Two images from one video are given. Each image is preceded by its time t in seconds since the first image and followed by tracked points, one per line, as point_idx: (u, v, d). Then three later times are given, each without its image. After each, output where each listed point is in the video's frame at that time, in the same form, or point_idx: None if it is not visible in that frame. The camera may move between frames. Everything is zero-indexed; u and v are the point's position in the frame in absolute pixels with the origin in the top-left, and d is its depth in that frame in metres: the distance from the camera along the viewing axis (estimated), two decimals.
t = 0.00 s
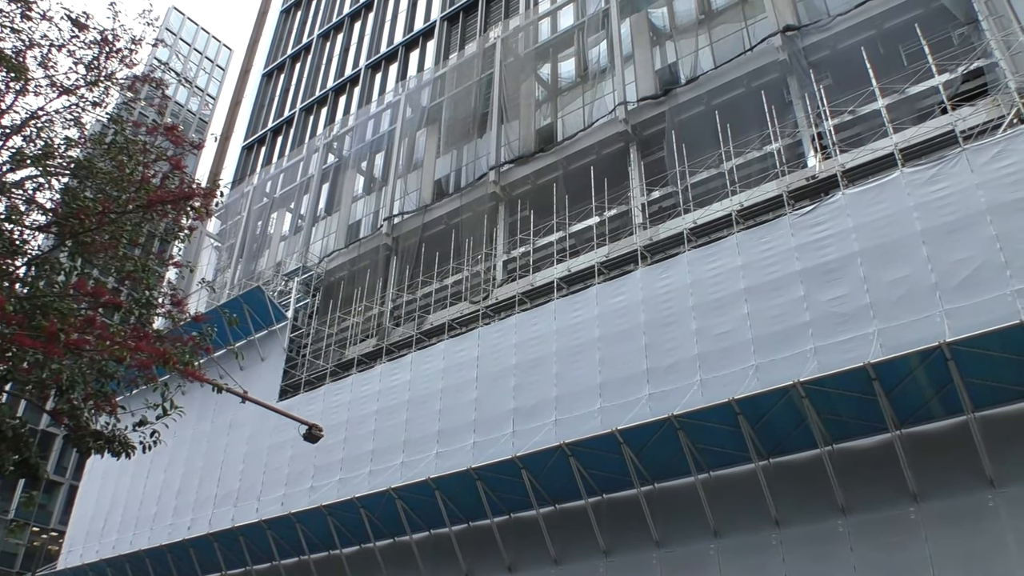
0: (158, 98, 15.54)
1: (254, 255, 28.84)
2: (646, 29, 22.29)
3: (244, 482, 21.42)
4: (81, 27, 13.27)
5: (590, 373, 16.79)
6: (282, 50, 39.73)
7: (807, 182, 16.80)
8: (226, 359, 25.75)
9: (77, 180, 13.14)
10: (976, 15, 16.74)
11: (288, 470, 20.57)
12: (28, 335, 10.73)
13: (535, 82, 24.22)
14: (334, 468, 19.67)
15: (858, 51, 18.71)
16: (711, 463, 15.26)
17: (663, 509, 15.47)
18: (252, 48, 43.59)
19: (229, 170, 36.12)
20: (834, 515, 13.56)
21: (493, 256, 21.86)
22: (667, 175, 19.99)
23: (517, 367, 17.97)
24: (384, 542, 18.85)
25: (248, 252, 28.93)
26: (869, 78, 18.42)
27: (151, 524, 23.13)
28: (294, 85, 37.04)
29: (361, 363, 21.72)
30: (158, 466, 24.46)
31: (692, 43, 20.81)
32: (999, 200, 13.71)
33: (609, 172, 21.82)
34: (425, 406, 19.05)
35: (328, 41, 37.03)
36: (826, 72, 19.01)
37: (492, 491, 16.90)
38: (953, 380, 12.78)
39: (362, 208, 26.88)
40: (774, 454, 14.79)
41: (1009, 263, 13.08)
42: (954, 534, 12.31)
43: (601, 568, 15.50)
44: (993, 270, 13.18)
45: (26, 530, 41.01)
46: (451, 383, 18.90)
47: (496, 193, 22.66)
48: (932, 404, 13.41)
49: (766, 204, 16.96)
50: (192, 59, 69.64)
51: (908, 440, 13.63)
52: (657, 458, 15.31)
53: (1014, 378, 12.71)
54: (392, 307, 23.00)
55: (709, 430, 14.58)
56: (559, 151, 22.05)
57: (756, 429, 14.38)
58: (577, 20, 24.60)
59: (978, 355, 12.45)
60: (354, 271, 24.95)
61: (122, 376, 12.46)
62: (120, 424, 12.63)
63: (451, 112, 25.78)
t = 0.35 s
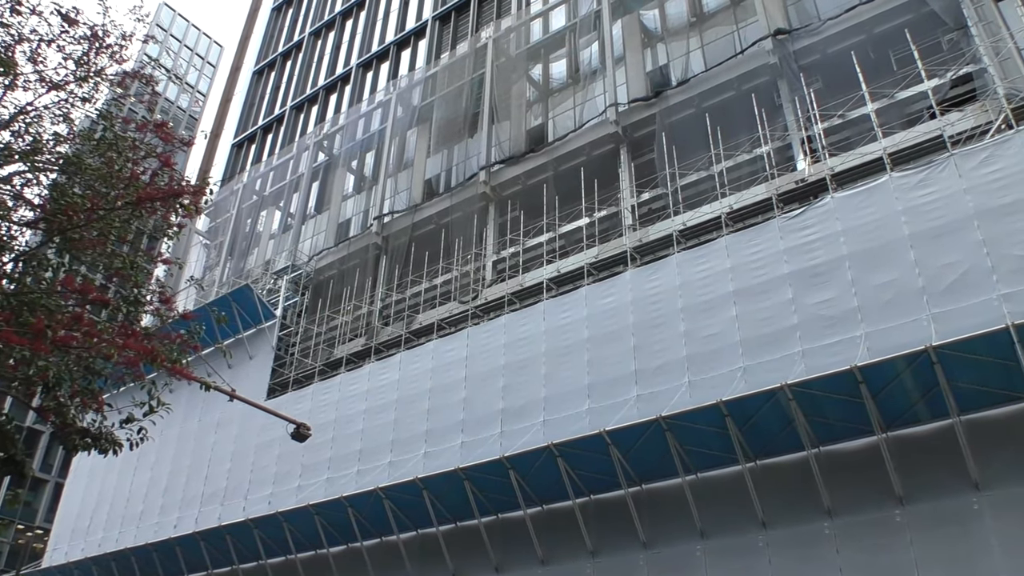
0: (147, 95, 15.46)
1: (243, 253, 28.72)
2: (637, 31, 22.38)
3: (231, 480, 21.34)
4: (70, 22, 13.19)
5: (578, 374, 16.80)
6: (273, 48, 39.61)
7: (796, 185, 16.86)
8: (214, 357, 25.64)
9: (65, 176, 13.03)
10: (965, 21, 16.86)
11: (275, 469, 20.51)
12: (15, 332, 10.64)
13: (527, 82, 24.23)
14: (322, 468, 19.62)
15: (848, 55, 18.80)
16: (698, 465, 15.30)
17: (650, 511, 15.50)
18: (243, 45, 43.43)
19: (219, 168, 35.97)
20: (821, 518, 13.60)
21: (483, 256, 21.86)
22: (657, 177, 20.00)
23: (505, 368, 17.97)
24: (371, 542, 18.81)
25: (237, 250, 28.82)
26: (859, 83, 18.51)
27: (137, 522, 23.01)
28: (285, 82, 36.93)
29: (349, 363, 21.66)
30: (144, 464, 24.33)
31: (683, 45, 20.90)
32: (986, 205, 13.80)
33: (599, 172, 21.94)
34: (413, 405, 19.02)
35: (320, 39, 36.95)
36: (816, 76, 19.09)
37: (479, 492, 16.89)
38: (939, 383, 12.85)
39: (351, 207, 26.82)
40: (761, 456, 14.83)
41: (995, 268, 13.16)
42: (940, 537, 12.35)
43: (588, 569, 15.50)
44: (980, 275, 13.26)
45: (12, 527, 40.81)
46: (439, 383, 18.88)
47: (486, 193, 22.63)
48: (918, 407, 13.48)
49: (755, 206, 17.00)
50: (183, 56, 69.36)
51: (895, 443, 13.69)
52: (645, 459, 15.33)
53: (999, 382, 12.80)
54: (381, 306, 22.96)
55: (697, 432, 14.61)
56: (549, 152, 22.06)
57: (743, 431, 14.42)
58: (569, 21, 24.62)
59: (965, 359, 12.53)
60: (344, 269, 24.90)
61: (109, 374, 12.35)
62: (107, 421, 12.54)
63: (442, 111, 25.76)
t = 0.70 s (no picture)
0: (138, 94, 15.41)
1: (232, 253, 28.63)
2: (629, 36, 22.48)
3: (218, 482, 21.24)
4: (62, 20, 13.14)
5: (568, 377, 16.80)
6: (265, 48, 39.56)
7: (786, 191, 16.91)
8: (202, 358, 25.54)
9: (54, 175, 12.89)
10: (954, 29, 16.99)
11: (263, 470, 20.43)
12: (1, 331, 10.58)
13: (518, 86, 24.29)
14: (310, 469, 19.55)
15: (838, 62, 18.91)
16: (686, 469, 15.32)
17: (638, 514, 15.50)
18: (234, 45, 43.34)
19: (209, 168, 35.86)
20: (808, 522, 13.61)
21: (473, 259, 21.86)
22: (648, 182, 20.05)
23: (495, 370, 17.95)
24: (358, 544, 18.75)
25: (226, 250, 28.72)
26: (849, 90, 18.62)
27: (123, 523, 22.89)
28: (276, 83, 36.88)
29: (338, 365, 21.60)
30: (130, 465, 24.21)
31: (674, 50, 20.97)
32: (974, 212, 13.87)
33: (590, 175, 21.94)
34: (402, 407, 18.98)
35: (312, 40, 36.93)
36: (807, 83, 19.17)
37: (467, 494, 16.87)
38: (927, 389, 12.92)
39: (342, 208, 26.78)
40: (749, 460, 14.86)
41: (983, 274, 13.24)
42: (926, 541, 12.37)
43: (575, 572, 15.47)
44: (968, 281, 13.34)
45: None
46: (428, 386, 18.85)
47: (476, 195, 22.62)
48: (906, 413, 13.54)
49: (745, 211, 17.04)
50: (174, 55, 69.17)
51: (882, 448, 13.75)
52: (633, 463, 15.34)
53: (986, 387, 12.88)
54: (371, 308, 22.93)
55: (686, 436, 14.63)
56: (540, 155, 22.09)
57: (731, 436, 14.44)
58: (561, 25, 24.69)
59: (952, 365, 12.61)
60: (334, 271, 24.86)
61: (97, 373, 12.24)
62: (93, 421, 12.47)
63: (434, 114, 25.77)
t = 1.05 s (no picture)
0: (128, 97, 15.37)
1: (221, 258, 28.51)
2: (621, 44, 22.57)
3: (205, 487, 21.13)
4: (53, 22, 13.12)
5: (557, 384, 16.79)
6: (256, 52, 39.54)
7: (776, 199, 16.96)
8: (191, 362, 25.42)
9: (44, 177, 12.84)
10: (943, 40, 17.12)
11: (251, 475, 20.34)
12: None
13: (510, 92, 24.35)
14: (298, 475, 19.46)
15: (828, 72, 18.99)
16: (675, 477, 15.32)
17: (627, 522, 15.50)
18: (226, 49, 43.27)
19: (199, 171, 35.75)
20: (796, 530, 13.62)
21: (463, 265, 21.85)
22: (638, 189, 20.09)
23: (484, 377, 17.93)
24: (346, 551, 18.67)
25: (216, 254, 28.60)
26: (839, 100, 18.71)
27: (109, 529, 22.74)
28: (268, 87, 36.85)
29: (327, 370, 21.51)
30: (117, 470, 24.06)
31: (666, 58, 21.10)
32: (962, 222, 13.96)
33: (580, 183, 21.93)
34: (391, 413, 18.94)
35: (304, 45, 36.91)
36: (796, 92, 19.24)
37: (456, 501, 16.84)
38: (914, 398, 12.97)
39: (332, 213, 26.74)
40: (737, 468, 14.88)
41: (970, 284, 13.32)
42: (913, 550, 12.38)
43: None
44: (956, 290, 13.40)
45: None
46: (417, 392, 18.81)
47: (467, 202, 22.60)
48: (893, 421, 13.59)
49: (735, 219, 17.08)
50: (165, 58, 69.05)
51: (870, 457, 13.78)
52: (622, 471, 15.33)
53: (973, 396, 12.94)
54: (361, 313, 22.88)
55: (675, 444, 14.65)
56: (532, 161, 22.11)
57: (720, 444, 14.45)
58: (553, 32, 24.76)
59: (940, 374, 12.67)
60: (324, 276, 24.81)
61: (84, 377, 12.21)
62: (81, 425, 12.39)
63: (426, 120, 25.79)
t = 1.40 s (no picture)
0: (121, 99, 15.32)
1: (213, 262, 28.40)
2: (614, 52, 22.70)
3: (194, 493, 21.01)
4: (46, 24, 13.08)
5: (549, 391, 16.76)
6: (250, 57, 39.52)
7: (768, 209, 17.00)
8: (180, 367, 25.29)
9: (35, 180, 12.89)
10: (935, 52, 17.26)
11: (240, 482, 20.23)
12: None
13: (504, 99, 24.40)
14: (288, 481, 19.36)
15: (820, 82, 19.10)
16: (666, 485, 15.30)
17: (617, 530, 15.45)
18: (220, 54, 43.24)
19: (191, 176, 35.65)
20: (787, 539, 13.59)
21: (455, 272, 21.83)
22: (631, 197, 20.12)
23: (476, 384, 17.89)
24: (335, 558, 18.56)
25: (207, 258, 28.49)
26: (831, 110, 18.80)
27: (96, 534, 22.57)
28: (261, 92, 36.82)
29: (317, 376, 21.42)
30: (106, 475, 23.90)
31: (659, 67, 21.15)
32: (953, 232, 14.01)
33: (573, 191, 22.02)
34: (382, 420, 18.88)
35: (298, 51, 36.91)
36: (789, 102, 19.29)
37: (446, 508, 16.78)
38: (905, 407, 12.99)
39: (325, 219, 26.69)
40: (729, 477, 14.87)
41: (961, 294, 13.36)
42: (903, 558, 12.36)
43: None
44: (947, 300, 13.44)
45: None
46: (408, 398, 18.76)
47: (460, 208, 22.58)
48: (884, 430, 13.60)
49: (727, 228, 17.11)
50: (158, 62, 68.96)
51: (861, 466, 13.79)
52: (613, 478, 15.30)
53: (963, 406, 12.97)
54: (352, 319, 22.82)
55: (666, 452, 14.64)
56: (524, 169, 22.13)
57: (711, 452, 14.44)
58: (547, 40, 24.83)
59: (930, 384, 12.70)
60: (316, 281, 24.76)
61: (74, 381, 12.10)
62: (69, 429, 12.33)
63: (420, 126, 25.80)
